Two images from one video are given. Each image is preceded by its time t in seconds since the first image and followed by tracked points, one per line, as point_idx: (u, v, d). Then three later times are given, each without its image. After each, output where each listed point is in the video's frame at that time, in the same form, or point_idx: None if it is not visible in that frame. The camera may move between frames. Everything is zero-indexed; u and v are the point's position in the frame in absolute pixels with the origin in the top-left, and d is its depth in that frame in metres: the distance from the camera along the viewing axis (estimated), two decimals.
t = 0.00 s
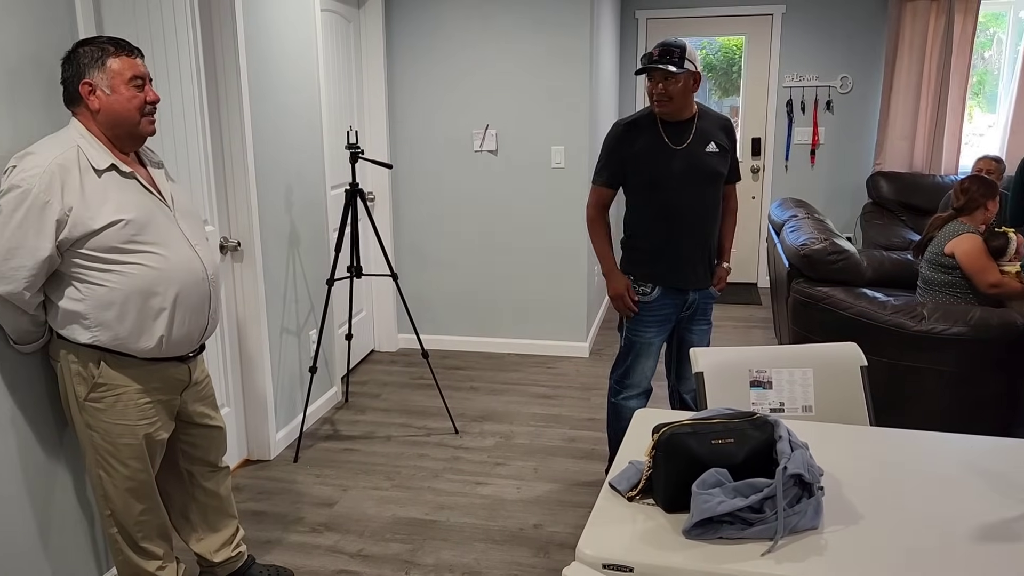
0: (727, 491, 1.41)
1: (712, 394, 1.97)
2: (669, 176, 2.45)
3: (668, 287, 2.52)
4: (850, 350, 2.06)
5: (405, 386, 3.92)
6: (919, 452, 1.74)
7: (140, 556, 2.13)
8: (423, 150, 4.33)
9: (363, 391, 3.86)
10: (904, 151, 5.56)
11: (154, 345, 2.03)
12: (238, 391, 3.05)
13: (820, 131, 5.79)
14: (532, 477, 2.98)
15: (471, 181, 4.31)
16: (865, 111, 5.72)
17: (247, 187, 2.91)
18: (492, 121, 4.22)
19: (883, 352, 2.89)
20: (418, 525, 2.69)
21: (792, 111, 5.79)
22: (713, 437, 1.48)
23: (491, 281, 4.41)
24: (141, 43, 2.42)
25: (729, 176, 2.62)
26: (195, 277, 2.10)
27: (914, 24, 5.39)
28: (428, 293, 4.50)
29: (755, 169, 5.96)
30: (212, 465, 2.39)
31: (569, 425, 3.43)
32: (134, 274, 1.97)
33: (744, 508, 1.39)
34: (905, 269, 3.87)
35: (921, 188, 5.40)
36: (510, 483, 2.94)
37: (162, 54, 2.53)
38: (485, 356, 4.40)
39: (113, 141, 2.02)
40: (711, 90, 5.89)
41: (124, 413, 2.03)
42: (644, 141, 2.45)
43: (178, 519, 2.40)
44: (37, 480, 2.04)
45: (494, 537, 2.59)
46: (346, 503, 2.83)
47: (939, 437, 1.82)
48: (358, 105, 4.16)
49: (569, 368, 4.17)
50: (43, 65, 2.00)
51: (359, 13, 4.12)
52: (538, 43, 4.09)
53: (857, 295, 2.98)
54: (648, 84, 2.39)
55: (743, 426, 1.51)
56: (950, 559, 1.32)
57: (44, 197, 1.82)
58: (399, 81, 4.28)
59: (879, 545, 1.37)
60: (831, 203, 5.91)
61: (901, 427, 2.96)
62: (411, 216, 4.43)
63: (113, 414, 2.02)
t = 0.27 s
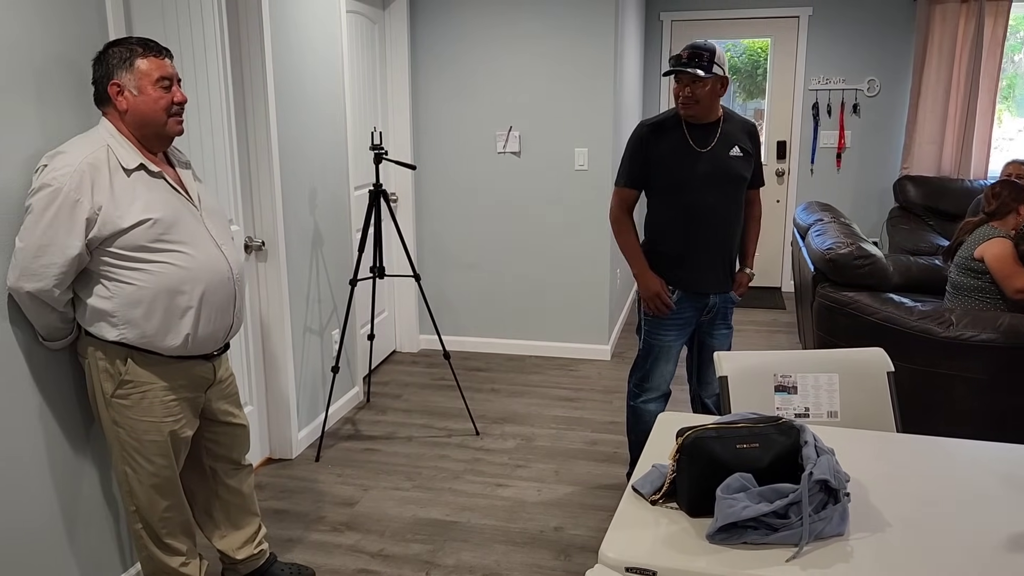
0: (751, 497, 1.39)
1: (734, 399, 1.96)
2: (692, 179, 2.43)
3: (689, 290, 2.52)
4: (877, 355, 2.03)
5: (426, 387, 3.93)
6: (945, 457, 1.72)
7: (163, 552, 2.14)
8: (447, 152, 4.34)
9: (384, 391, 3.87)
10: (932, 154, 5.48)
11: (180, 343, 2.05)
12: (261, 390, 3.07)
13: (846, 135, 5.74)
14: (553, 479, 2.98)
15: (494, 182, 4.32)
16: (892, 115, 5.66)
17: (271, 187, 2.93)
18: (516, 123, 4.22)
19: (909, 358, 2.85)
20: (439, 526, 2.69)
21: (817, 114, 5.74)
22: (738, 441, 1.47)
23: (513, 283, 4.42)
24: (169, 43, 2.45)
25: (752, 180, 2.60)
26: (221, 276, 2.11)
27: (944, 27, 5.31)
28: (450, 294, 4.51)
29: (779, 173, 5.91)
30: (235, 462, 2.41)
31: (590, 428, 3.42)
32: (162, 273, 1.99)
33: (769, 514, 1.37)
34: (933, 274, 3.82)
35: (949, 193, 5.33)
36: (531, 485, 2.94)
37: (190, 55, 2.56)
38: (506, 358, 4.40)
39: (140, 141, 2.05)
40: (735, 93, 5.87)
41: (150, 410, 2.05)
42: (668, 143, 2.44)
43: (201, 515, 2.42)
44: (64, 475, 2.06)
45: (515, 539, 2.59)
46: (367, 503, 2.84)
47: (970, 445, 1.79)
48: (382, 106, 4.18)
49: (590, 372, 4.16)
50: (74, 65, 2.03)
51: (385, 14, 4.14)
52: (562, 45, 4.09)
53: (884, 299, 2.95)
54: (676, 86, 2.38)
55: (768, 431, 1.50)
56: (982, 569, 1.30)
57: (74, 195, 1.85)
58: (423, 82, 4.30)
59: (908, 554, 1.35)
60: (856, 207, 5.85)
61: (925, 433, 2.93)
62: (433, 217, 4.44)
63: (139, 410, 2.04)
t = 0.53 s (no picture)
0: (771, 502, 1.38)
1: (754, 403, 1.94)
2: (709, 183, 2.43)
3: (706, 295, 2.50)
4: (897, 361, 2.01)
5: (443, 388, 3.94)
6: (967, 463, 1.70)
7: (182, 550, 2.16)
8: (465, 154, 4.35)
9: (401, 392, 3.88)
10: (955, 158, 5.45)
11: (199, 343, 2.06)
12: (279, 390, 3.09)
13: (866, 138, 5.69)
14: (569, 482, 2.97)
15: (512, 184, 4.32)
16: (913, 118, 5.61)
17: (291, 187, 2.94)
18: (534, 125, 4.23)
19: (931, 364, 2.83)
20: (455, 527, 2.69)
21: (837, 118, 5.70)
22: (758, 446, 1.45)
23: (529, 286, 4.42)
24: (191, 44, 2.47)
25: (768, 184, 2.60)
26: (241, 277, 2.13)
27: (967, 33, 5.29)
28: (466, 296, 4.52)
29: (799, 176, 5.87)
30: (253, 462, 2.43)
31: (607, 431, 3.42)
32: (183, 273, 2.00)
33: (788, 520, 1.36)
34: (954, 279, 3.78)
35: (970, 198, 5.28)
36: (547, 488, 2.93)
37: (211, 56, 2.58)
38: (522, 361, 4.40)
39: (161, 142, 2.07)
40: (754, 96, 5.84)
41: (169, 409, 2.07)
42: (684, 147, 2.43)
43: (219, 514, 2.43)
44: (85, 472, 2.08)
45: (531, 542, 2.59)
46: (383, 503, 2.85)
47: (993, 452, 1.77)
48: (401, 109, 4.20)
49: (606, 375, 4.15)
50: (97, 67, 2.06)
51: (404, 16, 4.16)
52: (580, 47, 4.09)
53: (904, 305, 2.93)
54: (692, 90, 2.38)
55: (789, 436, 1.48)
56: None
57: (97, 196, 1.87)
58: (441, 84, 4.31)
59: (931, 562, 1.34)
60: (876, 211, 5.81)
61: (948, 441, 2.91)
62: (451, 219, 4.45)
63: (159, 410, 2.06)
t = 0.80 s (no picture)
0: (783, 506, 1.37)
1: (765, 408, 1.93)
2: (719, 186, 2.42)
3: (716, 298, 2.50)
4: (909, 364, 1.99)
5: (453, 390, 3.94)
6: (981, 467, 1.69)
7: (193, 550, 2.17)
8: (475, 156, 4.36)
9: (411, 394, 3.89)
10: (967, 162, 5.43)
11: (211, 344, 2.07)
12: (290, 391, 3.10)
13: (878, 141, 5.68)
14: (579, 484, 2.97)
15: (522, 187, 4.33)
16: (925, 121, 5.59)
17: (302, 188, 2.95)
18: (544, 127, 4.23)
19: (943, 368, 2.82)
20: (465, 529, 2.69)
21: (849, 121, 5.69)
22: (770, 449, 1.45)
23: (539, 288, 4.42)
24: (205, 46, 2.48)
25: (777, 187, 2.59)
26: (253, 278, 2.14)
27: (979, 35, 5.28)
28: (476, 298, 4.53)
29: (809, 179, 5.86)
30: (264, 462, 2.44)
31: (616, 434, 3.42)
32: (195, 274, 2.01)
33: (801, 523, 1.35)
34: (966, 283, 3.77)
35: (983, 201, 5.25)
36: (557, 490, 2.93)
37: (224, 58, 2.60)
38: (532, 363, 4.41)
39: (175, 144, 2.08)
40: (764, 98, 5.84)
41: (182, 410, 2.08)
42: (693, 150, 2.43)
43: (231, 514, 2.44)
44: (98, 471, 2.10)
45: (541, 544, 2.59)
46: (393, 505, 2.86)
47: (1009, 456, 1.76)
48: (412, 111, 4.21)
49: (616, 377, 4.14)
50: (112, 69, 2.07)
51: (416, 18, 4.17)
52: (591, 50, 4.10)
53: (916, 309, 2.92)
54: (701, 92, 2.38)
55: (801, 439, 1.48)
56: None
57: (110, 197, 1.88)
58: (452, 87, 4.32)
59: (945, 566, 1.33)
60: (887, 215, 5.79)
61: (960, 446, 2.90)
62: (462, 221, 4.46)
63: (171, 410, 2.07)
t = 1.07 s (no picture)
0: (791, 513, 1.36)
1: (771, 414, 1.92)
2: (723, 190, 2.42)
3: (722, 302, 2.48)
4: (916, 369, 1.98)
5: (458, 395, 3.94)
6: (991, 474, 1.68)
7: (198, 556, 2.17)
8: (480, 160, 4.36)
9: (416, 398, 3.89)
10: (973, 165, 5.41)
11: (217, 349, 2.07)
12: (295, 396, 3.11)
13: (884, 145, 5.66)
14: (584, 490, 2.97)
15: (527, 191, 4.33)
16: (931, 125, 5.58)
17: (307, 192, 2.95)
18: (549, 131, 4.23)
19: (950, 373, 2.81)
20: (470, 535, 2.69)
21: (855, 124, 5.68)
22: (779, 456, 1.44)
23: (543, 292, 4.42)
24: (210, 50, 2.48)
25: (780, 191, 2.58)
26: (258, 283, 2.14)
27: (985, 39, 5.27)
28: (481, 302, 4.53)
29: (815, 183, 5.85)
30: (269, 468, 2.44)
31: (622, 439, 3.41)
32: (201, 278, 2.01)
33: (809, 531, 1.34)
34: (973, 287, 3.75)
35: (988, 205, 5.25)
36: (562, 496, 2.93)
37: (229, 63, 2.60)
38: (537, 367, 4.40)
39: (181, 149, 2.08)
40: (769, 102, 5.83)
41: (187, 415, 2.08)
42: (697, 155, 2.43)
43: (236, 520, 2.44)
44: (103, 477, 2.09)
45: (547, 550, 2.58)
46: (398, 510, 2.85)
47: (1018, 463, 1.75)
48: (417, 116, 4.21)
49: (621, 382, 4.14)
50: (118, 74, 2.08)
51: (421, 22, 4.18)
52: (596, 54, 4.09)
53: (923, 313, 2.91)
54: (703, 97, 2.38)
55: (809, 446, 1.47)
56: None
57: (116, 202, 1.88)
58: (457, 91, 4.32)
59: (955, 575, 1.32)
60: (892, 218, 5.77)
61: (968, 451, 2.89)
62: (467, 225, 4.46)
63: (176, 415, 2.07)
